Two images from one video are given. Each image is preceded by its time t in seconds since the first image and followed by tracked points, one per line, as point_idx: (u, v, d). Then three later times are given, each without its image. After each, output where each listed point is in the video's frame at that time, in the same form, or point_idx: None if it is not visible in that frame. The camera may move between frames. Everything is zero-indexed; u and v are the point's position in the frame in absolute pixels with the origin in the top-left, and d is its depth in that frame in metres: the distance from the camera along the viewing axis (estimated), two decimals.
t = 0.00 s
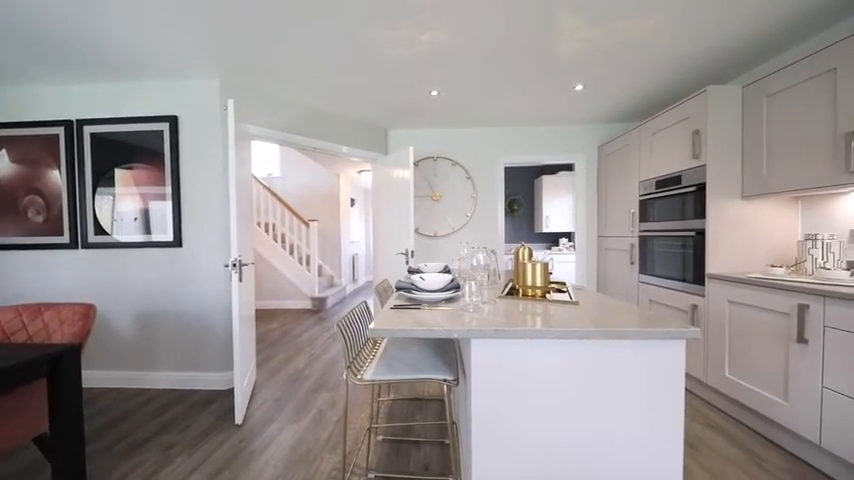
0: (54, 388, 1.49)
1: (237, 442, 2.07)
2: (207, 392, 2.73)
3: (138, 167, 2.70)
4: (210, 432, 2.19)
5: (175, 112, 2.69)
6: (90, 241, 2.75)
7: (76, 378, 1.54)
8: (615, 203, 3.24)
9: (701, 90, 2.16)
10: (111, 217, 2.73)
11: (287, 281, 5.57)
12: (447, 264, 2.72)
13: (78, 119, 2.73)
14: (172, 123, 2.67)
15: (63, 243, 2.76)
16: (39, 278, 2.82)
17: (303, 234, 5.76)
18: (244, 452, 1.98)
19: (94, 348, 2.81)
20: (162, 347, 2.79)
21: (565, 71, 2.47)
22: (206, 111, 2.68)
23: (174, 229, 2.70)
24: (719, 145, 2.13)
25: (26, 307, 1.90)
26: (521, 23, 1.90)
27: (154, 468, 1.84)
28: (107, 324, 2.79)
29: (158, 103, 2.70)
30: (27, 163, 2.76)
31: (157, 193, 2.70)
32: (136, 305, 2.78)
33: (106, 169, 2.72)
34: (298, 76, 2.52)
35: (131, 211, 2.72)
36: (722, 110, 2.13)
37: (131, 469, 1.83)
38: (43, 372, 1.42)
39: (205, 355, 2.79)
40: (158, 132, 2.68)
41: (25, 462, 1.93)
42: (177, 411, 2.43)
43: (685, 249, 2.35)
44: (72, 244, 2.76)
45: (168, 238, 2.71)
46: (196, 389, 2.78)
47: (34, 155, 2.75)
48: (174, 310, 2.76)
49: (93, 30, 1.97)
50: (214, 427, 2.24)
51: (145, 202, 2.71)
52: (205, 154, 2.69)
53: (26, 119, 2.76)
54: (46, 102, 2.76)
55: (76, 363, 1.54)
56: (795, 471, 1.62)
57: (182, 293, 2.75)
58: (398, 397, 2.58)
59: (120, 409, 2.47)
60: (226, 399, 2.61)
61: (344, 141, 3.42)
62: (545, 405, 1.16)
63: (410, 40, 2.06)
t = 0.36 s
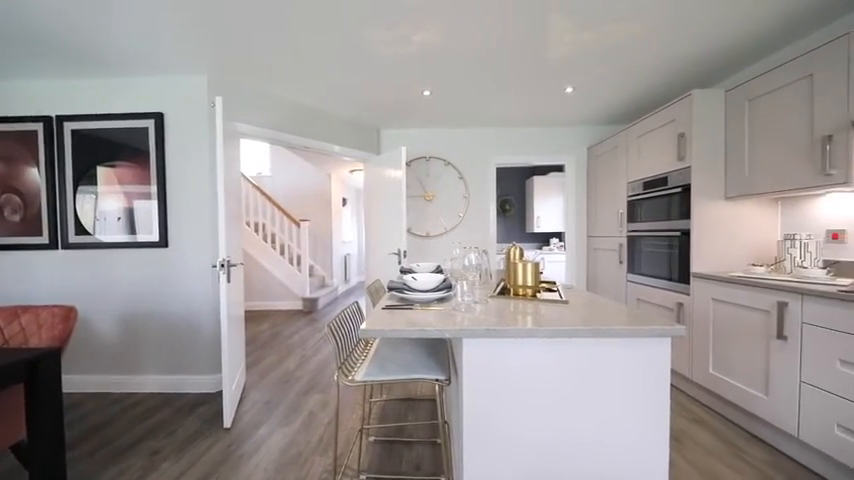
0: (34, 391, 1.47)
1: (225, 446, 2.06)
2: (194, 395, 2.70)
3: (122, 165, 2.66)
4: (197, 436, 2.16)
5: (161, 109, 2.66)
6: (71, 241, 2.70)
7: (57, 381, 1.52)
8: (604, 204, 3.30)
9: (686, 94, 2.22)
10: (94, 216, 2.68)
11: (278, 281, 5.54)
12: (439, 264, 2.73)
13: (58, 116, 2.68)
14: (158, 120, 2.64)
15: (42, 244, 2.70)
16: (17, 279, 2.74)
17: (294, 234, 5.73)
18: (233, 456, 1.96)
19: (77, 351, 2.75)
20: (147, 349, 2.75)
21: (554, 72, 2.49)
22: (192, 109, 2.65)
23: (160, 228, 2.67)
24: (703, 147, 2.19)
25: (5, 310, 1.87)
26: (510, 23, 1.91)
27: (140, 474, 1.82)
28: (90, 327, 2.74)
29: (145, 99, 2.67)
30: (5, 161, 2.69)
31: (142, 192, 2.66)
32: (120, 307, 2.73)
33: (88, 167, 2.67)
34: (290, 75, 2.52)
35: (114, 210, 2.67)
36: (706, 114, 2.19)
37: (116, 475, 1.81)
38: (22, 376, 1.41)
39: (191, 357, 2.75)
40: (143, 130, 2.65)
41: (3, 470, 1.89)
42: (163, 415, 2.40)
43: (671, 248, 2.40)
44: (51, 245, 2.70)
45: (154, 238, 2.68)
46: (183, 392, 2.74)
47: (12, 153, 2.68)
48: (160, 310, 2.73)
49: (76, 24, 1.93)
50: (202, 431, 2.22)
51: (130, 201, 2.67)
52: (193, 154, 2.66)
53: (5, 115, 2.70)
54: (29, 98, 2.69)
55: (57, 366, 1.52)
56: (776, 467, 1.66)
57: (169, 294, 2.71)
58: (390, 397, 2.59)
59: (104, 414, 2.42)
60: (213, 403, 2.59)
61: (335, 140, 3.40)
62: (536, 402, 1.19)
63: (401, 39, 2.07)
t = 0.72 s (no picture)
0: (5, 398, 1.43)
1: (213, 450, 2.02)
2: (182, 400, 2.60)
3: (103, 163, 2.55)
4: (185, 440, 2.12)
5: (144, 105, 2.56)
6: (50, 241, 2.57)
7: (32, 388, 1.50)
8: (592, 204, 3.35)
9: (671, 98, 2.27)
10: (74, 216, 2.57)
11: (268, 282, 5.50)
12: (431, 264, 2.75)
13: (34, 111, 2.54)
14: (141, 116, 2.54)
15: (19, 245, 2.56)
16: None
17: (284, 234, 5.70)
18: (221, 460, 1.93)
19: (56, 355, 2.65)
20: (130, 354, 2.64)
21: (546, 71, 2.49)
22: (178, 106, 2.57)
23: (144, 228, 2.57)
24: (687, 149, 2.25)
25: None
26: (504, 21, 1.90)
27: None
28: (70, 331, 2.62)
29: (126, 95, 2.57)
30: None
31: (126, 190, 2.56)
32: (101, 311, 2.62)
33: (66, 165, 2.56)
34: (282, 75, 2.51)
35: (95, 209, 2.56)
36: (691, 117, 2.25)
37: None
38: None
39: (177, 362, 2.65)
40: (126, 127, 2.55)
41: None
42: (147, 419, 2.33)
43: (657, 248, 2.45)
44: (29, 246, 2.57)
45: (138, 238, 2.58)
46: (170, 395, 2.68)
47: None
48: (144, 314, 2.63)
49: (57, 18, 1.87)
50: (188, 435, 2.17)
51: (113, 200, 2.57)
52: (179, 150, 2.58)
53: None
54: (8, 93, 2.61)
55: (30, 373, 1.49)
56: (762, 462, 1.69)
57: (153, 297, 2.62)
58: (382, 398, 2.60)
59: (87, 418, 2.36)
60: (201, 406, 2.51)
61: (321, 137, 3.32)
62: (526, 400, 1.21)
63: (394, 39, 2.06)
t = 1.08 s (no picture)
0: None
1: (200, 455, 1.98)
2: (168, 404, 2.54)
3: (85, 161, 2.47)
4: (170, 445, 2.07)
5: (129, 102, 2.50)
6: (29, 242, 2.48)
7: (10, 395, 1.49)
8: (582, 205, 3.40)
9: (657, 101, 2.32)
10: (54, 215, 2.48)
11: (259, 283, 5.45)
12: (424, 264, 2.77)
13: (13, 106, 2.46)
14: (126, 113, 2.48)
15: None
16: None
17: (275, 234, 5.66)
18: (210, 464, 1.90)
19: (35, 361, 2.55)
20: (115, 358, 2.58)
21: (536, 71, 2.50)
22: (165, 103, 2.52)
23: (128, 228, 2.50)
24: (673, 151, 2.30)
25: None
26: (494, 20, 1.90)
27: None
28: (51, 335, 2.54)
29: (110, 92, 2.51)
30: None
31: (109, 189, 2.49)
32: (84, 313, 2.54)
33: (46, 162, 2.46)
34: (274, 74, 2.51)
35: (77, 208, 2.48)
36: (676, 120, 2.30)
37: None
38: None
39: (164, 365, 2.60)
40: (110, 124, 2.48)
41: None
42: (132, 424, 2.28)
43: (645, 248, 2.50)
44: (7, 246, 2.48)
45: (122, 238, 2.51)
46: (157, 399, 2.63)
47: None
48: (129, 316, 2.56)
49: (37, 11, 1.82)
50: (175, 440, 2.13)
51: (96, 199, 2.49)
52: (166, 149, 2.53)
53: None
54: None
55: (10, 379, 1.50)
56: (748, 458, 1.72)
57: (139, 299, 2.56)
58: (374, 399, 2.60)
59: (73, 422, 2.31)
60: (188, 411, 2.45)
61: (315, 138, 3.33)
62: (517, 400, 1.22)
63: (386, 39, 2.07)
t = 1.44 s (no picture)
0: None
1: (187, 460, 1.94)
2: (154, 408, 2.48)
3: (66, 158, 2.41)
4: (157, 450, 2.03)
5: (112, 98, 2.43)
6: (5, 242, 2.39)
7: None
8: (572, 205, 3.45)
9: (644, 104, 2.37)
10: (32, 214, 2.40)
11: (248, 284, 5.40)
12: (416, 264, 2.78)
13: None
14: (109, 109, 2.41)
15: None
16: None
17: (265, 234, 5.62)
18: (198, 469, 1.86)
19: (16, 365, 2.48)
20: (97, 362, 2.50)
21: (527, 72, 2.50)
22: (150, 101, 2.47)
23: (111, 228, 2.43)
24: (659, 154, 2.35)
25: None
26: (485, 17, 1.88)
27: None
28: (29, 339, 2.45)
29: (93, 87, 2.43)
30: None
31: (91, 188, 2.42)
32: (64, 317, 2.45)
33: (24, 159, 2.38)
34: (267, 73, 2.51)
35: (57, 207, 2.41)
36: (662, 123, 2.35)
37: None
38: None
39: (149, 369, 2.54)
40: (92, 120, 2.41)
41: None
42: (116, 429, 2.22)
43: (632, 248, 2.54)
44: None
45: (105, 239, 2.44)
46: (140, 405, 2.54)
47: None
48: (112, 319, 2.49)
49: (12, 0, 1.75)
50: (162, 444, 2.08)
51: (77, 198, 2.42)
52: (151, 148, 2.47)
53: None
54: None
55: None
56: (736, 455, 1.74)
57: (122, 301, 2.49)
58: (366, 400, 2.61)
59: (57, 426, 2.26)
60: (175, 415, 2.40)
61: (307, 137, 3.32)
62: (508, 398, 1.24)
63: (379, 37, 2.07)
